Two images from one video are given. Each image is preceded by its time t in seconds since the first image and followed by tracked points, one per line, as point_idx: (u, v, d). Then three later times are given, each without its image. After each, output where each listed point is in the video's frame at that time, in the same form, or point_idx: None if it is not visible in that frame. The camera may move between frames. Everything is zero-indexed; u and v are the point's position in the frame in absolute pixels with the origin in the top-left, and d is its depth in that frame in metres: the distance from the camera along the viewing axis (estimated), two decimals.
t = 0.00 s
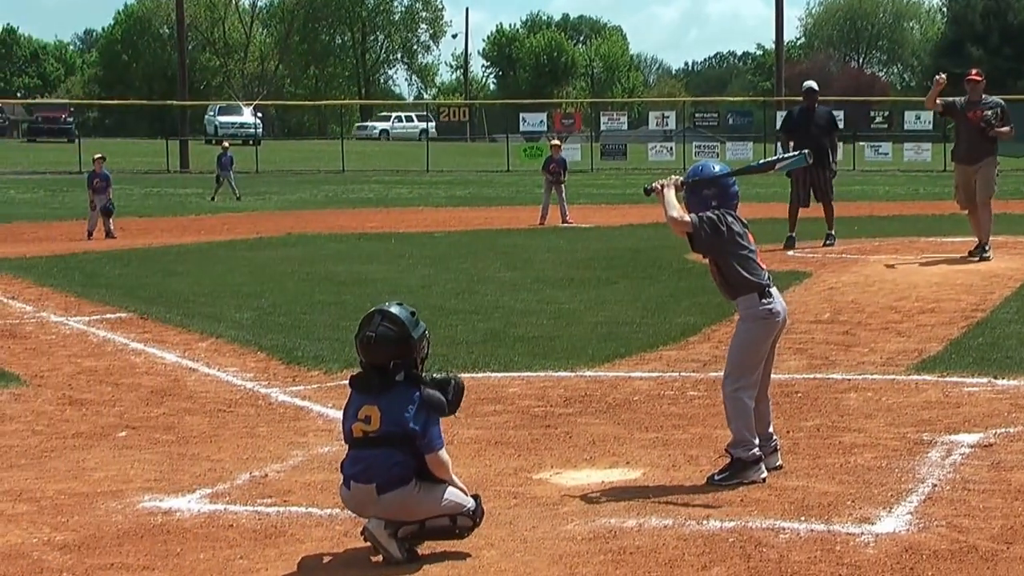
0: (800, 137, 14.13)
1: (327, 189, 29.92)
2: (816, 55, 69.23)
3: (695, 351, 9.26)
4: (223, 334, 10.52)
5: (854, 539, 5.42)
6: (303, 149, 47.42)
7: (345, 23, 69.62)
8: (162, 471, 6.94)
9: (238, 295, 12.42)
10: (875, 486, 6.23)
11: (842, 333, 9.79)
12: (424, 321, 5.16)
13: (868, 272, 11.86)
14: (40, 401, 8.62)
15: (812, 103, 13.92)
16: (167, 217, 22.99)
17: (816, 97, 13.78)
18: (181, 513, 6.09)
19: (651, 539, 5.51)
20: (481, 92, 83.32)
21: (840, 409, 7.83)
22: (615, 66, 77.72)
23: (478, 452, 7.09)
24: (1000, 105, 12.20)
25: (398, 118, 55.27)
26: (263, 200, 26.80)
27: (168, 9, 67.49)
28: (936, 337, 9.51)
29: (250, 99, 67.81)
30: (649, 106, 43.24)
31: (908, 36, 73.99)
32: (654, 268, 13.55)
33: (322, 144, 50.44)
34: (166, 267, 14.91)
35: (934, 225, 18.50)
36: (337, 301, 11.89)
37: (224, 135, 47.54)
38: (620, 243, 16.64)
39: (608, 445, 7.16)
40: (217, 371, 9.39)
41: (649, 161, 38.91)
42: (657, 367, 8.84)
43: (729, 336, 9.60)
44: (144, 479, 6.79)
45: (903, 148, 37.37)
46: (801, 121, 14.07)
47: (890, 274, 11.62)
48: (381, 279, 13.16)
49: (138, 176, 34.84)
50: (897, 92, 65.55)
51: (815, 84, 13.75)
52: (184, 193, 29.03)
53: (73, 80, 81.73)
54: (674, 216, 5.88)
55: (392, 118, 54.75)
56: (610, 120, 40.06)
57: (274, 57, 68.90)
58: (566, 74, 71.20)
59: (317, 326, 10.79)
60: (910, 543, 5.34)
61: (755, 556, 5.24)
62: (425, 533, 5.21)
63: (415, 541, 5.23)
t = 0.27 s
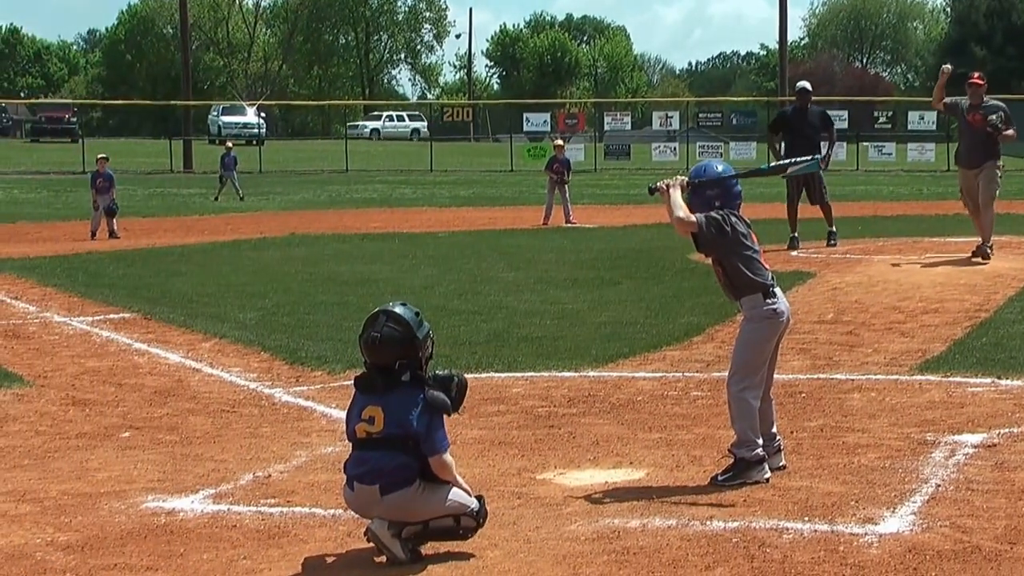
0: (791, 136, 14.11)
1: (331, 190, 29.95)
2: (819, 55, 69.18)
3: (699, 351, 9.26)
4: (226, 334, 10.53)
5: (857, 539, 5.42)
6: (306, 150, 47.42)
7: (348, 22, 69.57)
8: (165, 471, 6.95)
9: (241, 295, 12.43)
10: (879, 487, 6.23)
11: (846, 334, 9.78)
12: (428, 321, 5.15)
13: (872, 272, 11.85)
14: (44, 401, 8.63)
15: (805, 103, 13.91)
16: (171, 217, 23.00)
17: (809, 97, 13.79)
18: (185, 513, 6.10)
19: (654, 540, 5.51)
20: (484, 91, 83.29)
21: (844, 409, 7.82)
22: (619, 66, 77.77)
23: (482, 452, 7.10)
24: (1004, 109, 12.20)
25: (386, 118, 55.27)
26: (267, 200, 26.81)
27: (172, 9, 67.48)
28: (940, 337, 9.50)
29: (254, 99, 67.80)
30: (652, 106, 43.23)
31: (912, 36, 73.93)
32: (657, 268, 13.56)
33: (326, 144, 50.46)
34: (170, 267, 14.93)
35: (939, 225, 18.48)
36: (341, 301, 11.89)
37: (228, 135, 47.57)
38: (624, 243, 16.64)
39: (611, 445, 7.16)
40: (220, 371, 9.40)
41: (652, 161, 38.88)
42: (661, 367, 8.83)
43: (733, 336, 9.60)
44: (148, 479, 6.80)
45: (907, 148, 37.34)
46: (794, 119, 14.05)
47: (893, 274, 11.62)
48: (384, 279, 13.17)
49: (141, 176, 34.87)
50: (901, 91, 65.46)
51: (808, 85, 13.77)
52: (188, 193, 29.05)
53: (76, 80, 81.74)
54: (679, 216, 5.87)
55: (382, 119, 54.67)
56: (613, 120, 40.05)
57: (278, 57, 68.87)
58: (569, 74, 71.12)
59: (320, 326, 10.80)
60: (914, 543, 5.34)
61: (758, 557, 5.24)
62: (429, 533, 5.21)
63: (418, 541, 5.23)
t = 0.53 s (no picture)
0: (788, 135, 14.11)
1: (333, 189, 30.02)
2: (821, 55, 69.16)
3: (702, 350, 9.27)
4: (229, 334, 10.53)
5: (859, 539, 5.42)
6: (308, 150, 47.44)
7: (351, 23, 69.63)
8: (168, 471, 6.96)
9: (244, 295, 12.44)
10: (881, 486, 6.23)
11: (848, 334, 9.78)
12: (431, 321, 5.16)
13: (875, 272, 11.85)
14: (46, 401, 8.64)
15: (803, 103, 13.94)
16: (173, 217, 23.01)
17: (806, 97, 13.80)
18: (187, 513, 6.10)
19: (656, 539, 5.51)
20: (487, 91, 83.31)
21: (846, 409, 7.82)
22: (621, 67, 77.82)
23: (484, 452, 7.10)
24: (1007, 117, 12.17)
25: (376, 118, 55.18)
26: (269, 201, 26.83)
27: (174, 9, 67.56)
28: (942, 338, 9.50)
29: (256, 99, 67.85)
30: (654, 106, 43.25)
31: (915, 37, 73.93)
32: (660, 267, 13.54)
33: (329, 144, 50.53)
34: (172, 267, 14.94)
35: (942, 225, 18.47)
36: (343, 301, 11.89)
37: (230, 135, 47.63)
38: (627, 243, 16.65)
39: (613, 445, 7.16)
40: (223, 371, 9.41)
41: (655, 161, 38.89)
42: (664, 367, 8.84)
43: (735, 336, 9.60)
44: (150, 479, 6.80)
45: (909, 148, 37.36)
46: (790, 119, 14.05)
47: (897, 274, 11.61)
48: (386, 279, 13.18)
49: (144, 176, 34.90)
50: (903, 92, 65.45)
51: (805, 84, 13.84)
52: (190, 193, 29.08)
53: (79, 81, 81.82)
54: (681, 217, 5.87)
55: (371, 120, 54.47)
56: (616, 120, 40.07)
57: (280, 57, 68.88)
58: (572, 74, 71.11)
59: (322, 326, 10.81)
60: (917, 544, 5.34)
61: (761, 556, 5.24)
62: (431, 533, 5.22)
63: (421, 541, 5.25)
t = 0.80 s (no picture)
0: (789, 136, 14.11)
1: (335, 189, 30.07)
2: (823, 55, 69.15)
3: (704, 351, 9.27)
4: (230, 335, 10.54)
5: (861, 540, 5.42)
6: (310, 150, 47.49)
7: (353, 23, 69.73)
8: (169, 471, 6.96)
9: (245, 296, 12.45)
10: (882, 487, 6.23)
11: (850, 334, 9.78)
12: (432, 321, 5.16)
13: (876, 272, 11.84)
14: (47, 401, 8.64)
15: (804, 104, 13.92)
16: (175, 217, 23.04)
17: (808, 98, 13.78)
18: (189, 513, 6.11)
19: (657, 540, 5.51)
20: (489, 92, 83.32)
21: (847, 409, 7.82)
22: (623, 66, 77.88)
23: (486, 452, 7.11)
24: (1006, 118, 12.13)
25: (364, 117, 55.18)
26: (271, 201, 26.86)
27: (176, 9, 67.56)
28: (944, 338, 9.49)
29: (258, 99, 67.83)
30: (656, 106, 43.28)
31: (916, 37, 73.91)
32: (660, 268, 13.54)
33: (331, 144, 50.55)
34: (173, 267, 14.95)
35: (944, 225, 18.47)
36: (344, 302, 11.89)
37: (232, 135, 47.65)
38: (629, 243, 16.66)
39: (615, 445, 7.16)
40: (224, 371, 9.42)
41: (657, 161, 38.89)
42: (665, 368, 8.84)
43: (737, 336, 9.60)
44: (151, 479, 6.81)
45: (911, 148, 37.36)
46: (792, 120, 14.05)
47: (899, 274, 11.61)
48: (388, 279, 13.19)
49: (146, 176, 34.92)
50: (905, 92, 65.46)
51: (807, 85, 13.81)
52: (192, 194, 29.10)
53: (80, 81, 81.83)
54: (683, 216, 5.88)
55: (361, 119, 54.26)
56: (617, 120, 40.09)
57: (282, 57, 68.86)
58: (574, 74, 71.10)
59: (324, 326, 10.82)
60: (918, 544, 5.34)
61: (762, 557, 5.24)
62: (433, 534, 5.22)
63: (422, 542, 5.24)
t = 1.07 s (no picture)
0: (791, 137, 14.10)
1: (336, 189, 30.14)
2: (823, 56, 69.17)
3: (704, 351, 9.27)
4: (231, 335, 10.54)
5: (862, 540, 5.42)
6: (310, 150, 47.56)
7: (354, 23, 69.85)
8: (170, 472, 6.97)
9: (245, 296, 12.46)
10: (883, 488, 6.23)
11: (851, 334, 9.78)
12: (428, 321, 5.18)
13: (877, 273, 11.84)
14: (48, 401, 8.65)
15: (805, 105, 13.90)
16: (176, 217, 23.09)
17: (810, 98, 13.77)
18: (189, 513, 6.11)
19: (658, 540, 5.51)
20: (489, 92, 83.35)
21: (848, 410, 7.82)
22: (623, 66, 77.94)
23: (487, 453, 7.11)
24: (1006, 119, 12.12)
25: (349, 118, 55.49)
26: (272, 201, 26.90)
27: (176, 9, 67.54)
28: (944, 339, 9.49)
29: (258, 99, 67.84)
30: (657, 107, 43.31)
31: (917, 37, 73.91)
32: (660, 268, 13.54)
33: (331, 145, 50.59)
34: (174, 267, 14.96)
35: (945, 226, 18.47)
36: (344, 302, 11.89)
37: (233, 135, 47.67)
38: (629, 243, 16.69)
39: (616, 445, 7.17)
40: (224, 371, 9.42)
41: (658, 162, 38.89)
42: (665, 368, 8.84)
43: (737, 336, 9.60)
44: (152, 479, 6.81)
45: (912, 149, 37.37)
46: (792, 121, 14.04)
47: (899, 275, 11.61)
48: (388, 280, 13.20)
49: (147, 176, 34.95)
50: (905, 92, 65.48)
51: (808, 85, 13.77)
52: (192, 194, 29.13)
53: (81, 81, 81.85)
54: (692, 217, 5.90)
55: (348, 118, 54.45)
56: (618, 121, 40.11)
57: (283, 57, 68.87)
58: (575, 74, 71.08)
59: (324, 327, 10.82)
60: (918, 545, 5.34)
61: (763, 558, 5.23)
62: (433, 533, 5.23)
63: (423, 542, 5.25)
